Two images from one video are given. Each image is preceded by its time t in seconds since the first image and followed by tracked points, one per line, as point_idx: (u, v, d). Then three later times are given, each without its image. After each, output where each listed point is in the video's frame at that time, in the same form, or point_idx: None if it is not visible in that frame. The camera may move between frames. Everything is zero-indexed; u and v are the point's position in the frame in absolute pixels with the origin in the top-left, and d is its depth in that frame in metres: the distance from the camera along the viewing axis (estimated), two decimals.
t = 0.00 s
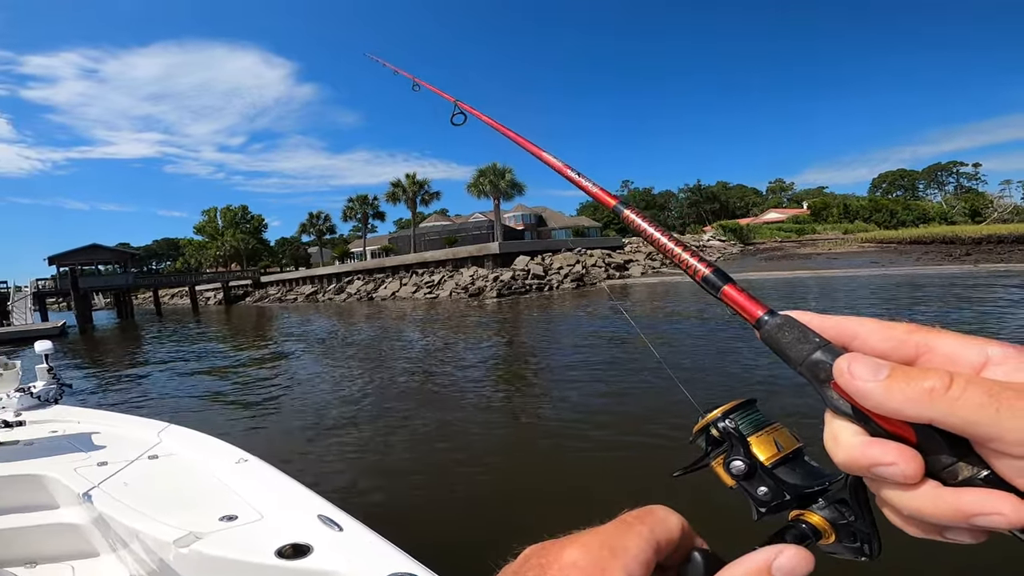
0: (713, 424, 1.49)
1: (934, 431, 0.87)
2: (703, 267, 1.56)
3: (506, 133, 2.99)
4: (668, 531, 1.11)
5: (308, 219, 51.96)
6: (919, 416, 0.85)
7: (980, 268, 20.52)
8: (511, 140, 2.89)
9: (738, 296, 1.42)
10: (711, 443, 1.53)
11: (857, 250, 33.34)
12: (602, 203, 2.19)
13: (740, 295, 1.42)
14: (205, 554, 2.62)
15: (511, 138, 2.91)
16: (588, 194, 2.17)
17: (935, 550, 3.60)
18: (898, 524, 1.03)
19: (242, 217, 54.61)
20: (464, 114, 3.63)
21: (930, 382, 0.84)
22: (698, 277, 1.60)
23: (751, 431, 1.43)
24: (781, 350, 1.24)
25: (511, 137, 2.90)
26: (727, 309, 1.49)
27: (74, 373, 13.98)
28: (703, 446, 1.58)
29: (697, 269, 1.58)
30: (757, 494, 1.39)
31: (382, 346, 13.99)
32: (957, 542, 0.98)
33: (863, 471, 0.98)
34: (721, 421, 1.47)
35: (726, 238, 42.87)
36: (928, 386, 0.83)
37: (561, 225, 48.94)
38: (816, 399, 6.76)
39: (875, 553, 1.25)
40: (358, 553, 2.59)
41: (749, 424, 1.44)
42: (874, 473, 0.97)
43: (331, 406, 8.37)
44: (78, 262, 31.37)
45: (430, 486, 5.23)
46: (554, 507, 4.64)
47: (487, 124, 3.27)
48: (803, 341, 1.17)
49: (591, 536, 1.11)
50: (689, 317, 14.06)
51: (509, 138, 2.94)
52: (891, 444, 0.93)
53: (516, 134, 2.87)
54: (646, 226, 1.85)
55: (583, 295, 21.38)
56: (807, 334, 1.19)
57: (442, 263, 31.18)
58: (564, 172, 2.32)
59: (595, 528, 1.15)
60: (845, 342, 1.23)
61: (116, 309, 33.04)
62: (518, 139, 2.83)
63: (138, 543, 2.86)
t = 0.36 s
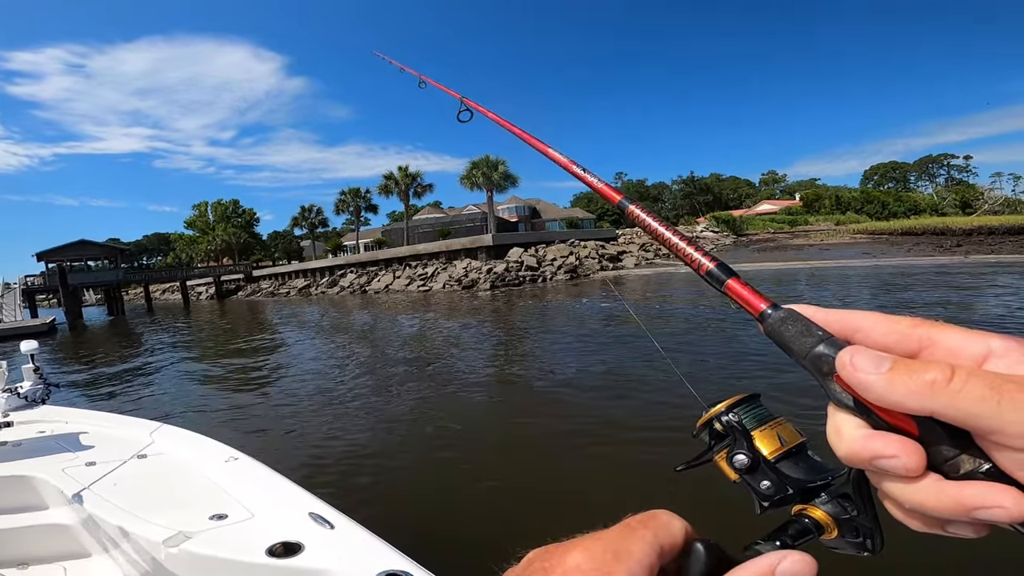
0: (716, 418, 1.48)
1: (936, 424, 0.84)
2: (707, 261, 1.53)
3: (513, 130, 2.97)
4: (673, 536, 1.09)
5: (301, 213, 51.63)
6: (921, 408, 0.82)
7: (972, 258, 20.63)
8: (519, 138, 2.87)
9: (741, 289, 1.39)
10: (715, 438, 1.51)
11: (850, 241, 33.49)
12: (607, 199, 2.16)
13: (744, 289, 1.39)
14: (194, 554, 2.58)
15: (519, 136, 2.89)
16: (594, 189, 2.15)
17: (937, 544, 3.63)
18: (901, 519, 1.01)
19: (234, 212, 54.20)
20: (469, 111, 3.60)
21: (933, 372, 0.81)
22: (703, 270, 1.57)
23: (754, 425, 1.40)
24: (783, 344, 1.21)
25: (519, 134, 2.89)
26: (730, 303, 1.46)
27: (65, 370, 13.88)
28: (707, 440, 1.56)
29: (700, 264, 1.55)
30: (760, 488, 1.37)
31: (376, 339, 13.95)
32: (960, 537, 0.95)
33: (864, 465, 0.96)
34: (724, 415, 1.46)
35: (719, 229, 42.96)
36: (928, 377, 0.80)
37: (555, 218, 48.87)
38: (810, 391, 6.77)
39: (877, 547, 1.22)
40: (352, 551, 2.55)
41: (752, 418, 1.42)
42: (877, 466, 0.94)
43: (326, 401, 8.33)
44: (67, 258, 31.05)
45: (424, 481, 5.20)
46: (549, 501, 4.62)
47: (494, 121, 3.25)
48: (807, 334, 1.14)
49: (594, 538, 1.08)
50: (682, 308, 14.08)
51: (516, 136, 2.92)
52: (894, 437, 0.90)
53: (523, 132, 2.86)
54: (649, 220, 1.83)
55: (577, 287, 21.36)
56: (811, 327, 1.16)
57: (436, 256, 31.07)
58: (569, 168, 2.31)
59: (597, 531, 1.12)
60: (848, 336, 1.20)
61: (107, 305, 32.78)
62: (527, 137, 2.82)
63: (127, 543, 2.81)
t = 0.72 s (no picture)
0: (717, 418, 1.45)
1: (936, 423, 0.82)
2: (708, 262, 1.51)
3: (515, 132, 2.96)
4: (681, 539, 1.06)
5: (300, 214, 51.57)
6: (922, 408, 0.79)
7: (971, 262, 20.63)
8: (521, 139, 2.86)
9: (742, 290, 1.37)
10: (716, 438, 1.49)
11: (849, 244, 33.49)
12: (609, 201, 2.14)
13: (745, 290, 1.37)
14: (186, 556, 2.55)
15: (521, 138, 2.88)
16: (596, 191, 2.14)
17: (934, 543, 3.61)
18: (901, 519, 0.98)
19: (232, 212, 54.16)
20: (471, 113, 3.59)
21: (932, 372, 0.79)
22: (704, 272, 1.55)
23: (755, 425, 1.38)
24: (783, 344, 1.18)
25: (521, 136, 2.87)
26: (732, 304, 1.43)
27: (62, 370, 13.84)
28: (709, 441, 1.53)
29: (702, 264, 1.53)
30: (761, 488, 1.35)
31: (374, 340, 13.92)
32: (960, 537, 0.92)
33: (864, 464, 0.93)
34: (725, 416, 1.43)
35: (718, 232, 42.97)
36: (929, 377, 0.78)
37: (554, 219, 48.88)
38: (809, 392, 6.74)
39: (879, 549, 1.20)
40: (344, 553, 2.53)
41: (753, 419, 1.40)
42: (877, 466, 0.91)
43: (322, 401, 8.30)
44: (65, 258, 31.00)
45: (420, 481, 5.16)
46: (546, 502, 4.59)
47: (496, 122, 3.23)
48: (807, 334, 1.12)
49: (601, 540, 1.05)
50: (681, 310, 14.04)
51: (518, 138, 2.90)
52: (893, 437, 0.88)
53: (524, 133, 2.84)
54: (650, 222, 1.81)
55: (576, 289, 21.32)
56: (810, 327, 1.14)
57: (434, 257, 31.04)
58: (571, 170, 2.30)
59: (602, 532, 1.09)
60: (848, 337, 1.17)
61: (105, 305, 32.71)
62: (528, 138, 2.80)
63: (119, 545, 2.78)
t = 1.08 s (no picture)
0: (719, 415, 1.46)
1: (934, 419, 0.83)
2: (710, 260, 1.52)
3: (519, 131, 2.97)
4: (680, 538, 1.08)
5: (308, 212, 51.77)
6: (919, 405, 0.80)
7: (984, 255, 20.37)
8: (525, 138, 2.86)
9: (744, 289, 1.37)
10: (718, 435, 1.49)
11: (859, 238, 33.17)
12: (612, 200, 2.15)
13: (747, 288, 1.37)
14: (202, 554, 2.59)
15: (525, 137, 2.89)
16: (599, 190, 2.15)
17: (934, 540, 3.60)
18: (898, 514, 0.99)
19: (241, 212, 54.51)
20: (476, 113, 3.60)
21: (929, 369, 0.80)
22: (706, 270, 1.56)
23: (757, 422, 1.39)
24: (784, 341, 1.19)
25: (525, 135, 2.89)
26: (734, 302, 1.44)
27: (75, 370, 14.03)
28: (711, 438, 1.54)
29: (704, 263, 1.54)
30: (762, 484, 1.36)
31: (382, 338, 13.98)
32: (958, 532, 0.93)
33: (863, 461, 0.94)
34: (727, 413, 1.44)
35: (726, 226, 42.71)
36: (925, 374, 0.80)
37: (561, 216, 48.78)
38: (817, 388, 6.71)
39: (879, 545, 1.21)
40: (355, 550, 2.56)
41: (755, 416, 1.40)
42: (876, 462, 0.92)
43: (332, 399, 8.36)
44: (78, 258, 31.35)
45: (427, 479, 5.19)
46: (553, 498, 4.61)
47: (501, 122, 3.25)
48: (807, 332, 1.13)
49: (601, 539, 1.07)
50: (689, 305, 13.99)
51: (522, 137, 2.92)
52: (892, 433, 0.89)
53: (529, 132, 2.85)
54: (654, 221, 1.82)
55: (583, 285, 21.32)
56: (811, 324, 1.14)
57: (441, 254, 31.09)
58: (575, 170, 2.30)
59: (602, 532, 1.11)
60: (848, 334, 1.18)
61: (117, 305, 33.08)
62: (532, 138, 2.81)
63: (135, 543, 2.83)
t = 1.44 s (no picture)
0: (726, 414, 1.48)
1: (938, 419, 0.81)
2: (720, 262, 1.50)
3: (529, 132, 2.97)
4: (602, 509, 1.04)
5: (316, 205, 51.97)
6: (922, 404, 0.79)
7: (998, 250, 20.08)
8: (535, 139, 2.87)
9: (752, 289, 1.35)
10: (724, 433, 1.52)
11: (871, 232, 32.80)
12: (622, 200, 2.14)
13: (755, 289, 1.36)
14: (208, 546, 2.62)
15: (535, 137, 2.89)
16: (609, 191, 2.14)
17: (937, 539, 3.58)
18: (901, 512, 0.97)
19: (251, 205, 54.79)
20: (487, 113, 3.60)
21: (933, 369, 0.79)
22: (714, 271, 1.54)
23: (763, 422, 1.40)
24: (791, 341, 1.18)
25: (535, 136, 2.89)
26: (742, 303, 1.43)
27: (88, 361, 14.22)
28: (717, 436, 1.56)
29: (713, 264, 1.52)
30: (767, 483, 1.38)
31: (390, 331, 14.04)
32: (961, 531, 0.92)
33: (867, 460, 0.92)
34: (733, 412, 1.46)
35: (736, 219, 42.38)
36: (929, 374, 0.78)
37: (569, 209, 48.57)
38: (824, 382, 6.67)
39: (884, 545, 1.18)
40: (358, 542, 2.58)
41: (761, 415, 1.42)
42: (879, 461, 0.91)
43: (339, 392, 8.42)
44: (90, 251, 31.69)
45: (431, 472, 5.23)
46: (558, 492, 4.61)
47: (512, 123, 3.25)
48: (814, 332, 1.11)
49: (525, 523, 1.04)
50: (697, 299, 13.93)
51: (533, 137, 2.92)
52: (896, 432, 0.87)
53: (539, 133, 2.86)
54: (664, 221, 1.80)
55: (591, 278, 21.26)
56: (818, 324, 1.13)
57: (449, 247, 31.10)
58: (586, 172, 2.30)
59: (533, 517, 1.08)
60: (853, 335, 1.17)
61: (129, 297, 33.44)
62: (542, 138, 2.81)
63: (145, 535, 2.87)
